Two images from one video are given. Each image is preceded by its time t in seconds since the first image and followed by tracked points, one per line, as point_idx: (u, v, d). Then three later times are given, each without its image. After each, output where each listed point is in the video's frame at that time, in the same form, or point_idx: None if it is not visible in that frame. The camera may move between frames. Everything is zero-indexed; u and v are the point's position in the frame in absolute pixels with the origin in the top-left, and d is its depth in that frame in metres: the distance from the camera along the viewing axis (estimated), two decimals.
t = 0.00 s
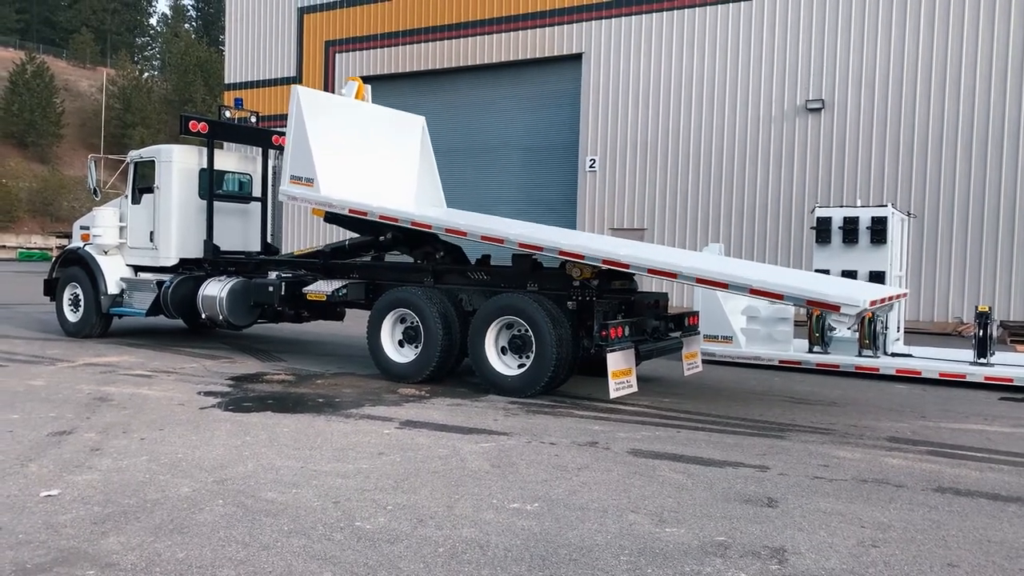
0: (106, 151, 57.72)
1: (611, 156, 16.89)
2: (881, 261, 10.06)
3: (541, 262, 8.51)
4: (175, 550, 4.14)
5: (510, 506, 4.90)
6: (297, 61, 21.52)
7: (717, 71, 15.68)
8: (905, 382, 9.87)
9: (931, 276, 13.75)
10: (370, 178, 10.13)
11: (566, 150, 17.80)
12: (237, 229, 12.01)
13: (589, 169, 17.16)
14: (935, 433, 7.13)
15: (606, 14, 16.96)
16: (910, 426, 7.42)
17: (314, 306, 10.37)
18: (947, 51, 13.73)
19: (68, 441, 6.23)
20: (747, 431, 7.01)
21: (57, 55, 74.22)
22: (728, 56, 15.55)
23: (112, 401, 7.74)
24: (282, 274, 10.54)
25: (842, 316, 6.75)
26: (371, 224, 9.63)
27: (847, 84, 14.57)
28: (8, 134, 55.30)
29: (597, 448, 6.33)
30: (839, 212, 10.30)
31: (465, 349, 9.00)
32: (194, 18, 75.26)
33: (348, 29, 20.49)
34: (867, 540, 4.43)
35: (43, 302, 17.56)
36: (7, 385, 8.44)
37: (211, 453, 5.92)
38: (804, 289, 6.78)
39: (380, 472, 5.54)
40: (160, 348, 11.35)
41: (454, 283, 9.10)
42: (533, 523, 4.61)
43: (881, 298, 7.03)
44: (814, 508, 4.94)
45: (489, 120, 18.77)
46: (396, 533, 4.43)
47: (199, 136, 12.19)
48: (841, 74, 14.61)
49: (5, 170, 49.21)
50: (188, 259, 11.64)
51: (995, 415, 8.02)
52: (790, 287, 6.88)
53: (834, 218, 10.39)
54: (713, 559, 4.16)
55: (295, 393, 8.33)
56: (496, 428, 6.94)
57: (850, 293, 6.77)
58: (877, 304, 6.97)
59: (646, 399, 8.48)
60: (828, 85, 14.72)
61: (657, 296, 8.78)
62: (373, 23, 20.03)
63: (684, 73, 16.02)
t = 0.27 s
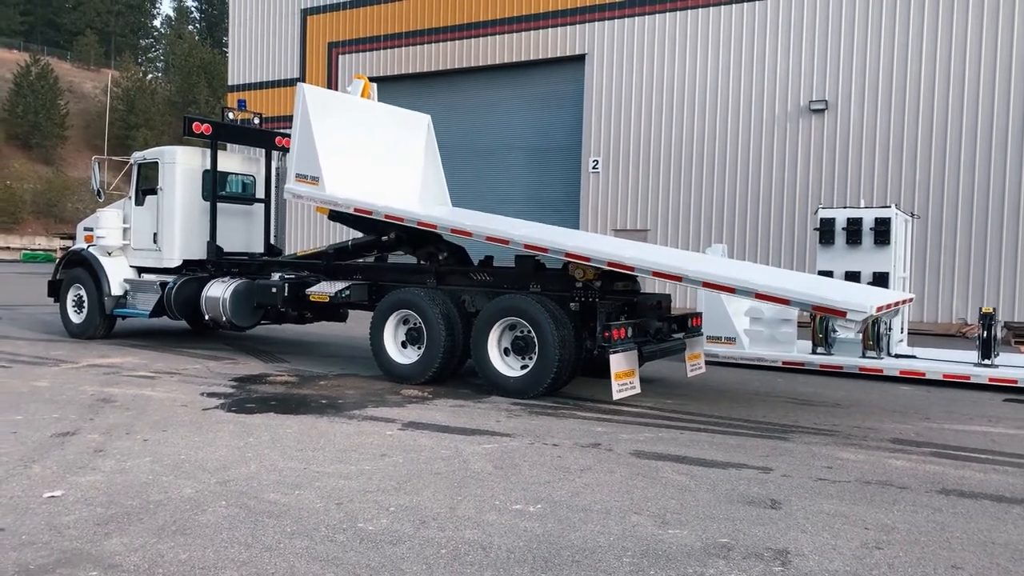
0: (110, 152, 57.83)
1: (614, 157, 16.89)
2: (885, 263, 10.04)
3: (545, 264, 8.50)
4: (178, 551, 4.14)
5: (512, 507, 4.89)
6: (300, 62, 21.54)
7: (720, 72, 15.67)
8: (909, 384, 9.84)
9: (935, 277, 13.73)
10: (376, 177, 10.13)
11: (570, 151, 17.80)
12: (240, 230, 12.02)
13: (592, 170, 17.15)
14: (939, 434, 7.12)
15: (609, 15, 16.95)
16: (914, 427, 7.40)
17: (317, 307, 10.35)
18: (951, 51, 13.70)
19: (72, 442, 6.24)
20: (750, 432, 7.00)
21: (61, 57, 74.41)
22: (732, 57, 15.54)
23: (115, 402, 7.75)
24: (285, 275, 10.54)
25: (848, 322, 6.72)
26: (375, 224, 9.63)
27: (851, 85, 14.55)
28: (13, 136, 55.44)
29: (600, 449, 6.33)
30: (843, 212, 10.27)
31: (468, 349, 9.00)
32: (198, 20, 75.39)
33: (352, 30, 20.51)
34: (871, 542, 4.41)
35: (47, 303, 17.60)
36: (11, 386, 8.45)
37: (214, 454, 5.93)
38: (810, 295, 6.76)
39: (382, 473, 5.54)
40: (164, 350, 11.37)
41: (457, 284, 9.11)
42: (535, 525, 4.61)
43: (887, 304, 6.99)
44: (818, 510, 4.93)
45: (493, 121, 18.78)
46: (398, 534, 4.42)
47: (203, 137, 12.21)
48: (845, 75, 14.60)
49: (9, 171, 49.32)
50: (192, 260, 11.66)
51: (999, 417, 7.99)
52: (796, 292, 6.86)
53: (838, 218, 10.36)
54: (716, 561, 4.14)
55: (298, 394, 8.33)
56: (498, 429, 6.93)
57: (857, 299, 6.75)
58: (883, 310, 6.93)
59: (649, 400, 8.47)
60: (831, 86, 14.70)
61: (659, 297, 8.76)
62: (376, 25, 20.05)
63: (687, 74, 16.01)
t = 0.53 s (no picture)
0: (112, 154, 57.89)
1: (615, 159, 16.88)
2: (886, 263, 10.00)
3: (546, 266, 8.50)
4: (177, 552, 4.13)
5: (513, 509, 4.89)
6: (302, 64, 21.56)
7: (721, 74, 15.66)
8: (910, 385, 9.82)
9: (937, 279, 13.70)
10: (380, 176, 10.12)
11: (571, 153, 17.80)
12: (241, 232, 12.03)
13: (593, 171, 17.15)
14: (941, 436, 7.10)
15: (610, 17, 16.95)
16: (916, 429, 7.38)
17: (318, 308, 10.36)
18: (953, 52, 13.68)
19: (73, 444, 6.23)
20: (751, 434, 6.99)
21: (63, 59, 74.46)
22: (733, 58, 15.54)
23: (116, 403, 7.75)
24: (286, 277, 10.54)
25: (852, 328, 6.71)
26: (378, 227, 9.62)
27: (852, 86, 14.54)
28: (15, 138, 55.51)
29: (601, 451, 6.31)
30: (845, 214, 10.26)
31: (469, 351, 8.99)
32: (200, 22, 75.48)
33: (353, 32, 20.53)
34: (872, 544, 4.40)
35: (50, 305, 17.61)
36: (12, 387, 8.45)
37: (215, 456, 5.92)
38: (814, 300, 6.76)
39: (382, 475, 5.53)
40: (165, 351, 11.36)
41: (457, 285, 9.10)
42: (535, 526, 4.60)
43: (893, 309, 6.98)
44: (819, 512, 4.91)
45: (494, 122, 18.78)
46: (398, 536, 4.42)
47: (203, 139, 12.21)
48: (846, 76, 14.59)
49: (11, 174, 49.39)
50: (193, 262, 11.66)
51: (1001, 418, 7.97)
52: (800, 298, 6.86)
53: (840, 220, 10.35)
54: (717, 563, 4.13)
55: (299, 396, 8.33)
56: (499, 431, 6.93)
57: (862, 304, 6.73)
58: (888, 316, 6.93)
59: (651, 402, 8.46)
60: (833, 87, 14.69)
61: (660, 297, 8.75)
62: (378, 26, 20.06)
63: (688, 75, 16.01)
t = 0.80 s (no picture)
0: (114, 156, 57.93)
1: (616, 160, 16.89)
2: (888, 265, 9.99)
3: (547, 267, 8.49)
4: (178, 554, 4.13)
5: (513, 510, 4.88)
6: (303, 65, 21.57)
7: (723, 75, 15.65)
8: (912, 387, 9.81)
9: (939, 280, 13.68)
10: (384, 175, 10.10)
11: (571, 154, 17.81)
12: (242, 233, 12.04)
13: (595, 172, 17.15)
14: (942, 437, 7.09)
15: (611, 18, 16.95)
16: (918, 430, 7.37)
17: (319, 309, 10.38)
18: (955, 53, 13.67)
19: (74, 445, 6.23)
20: (752, 435, 6.98)
21: (64, 60, 74.48)
22: (734, 60, 15.53)
23: (117, 404, 7.75)
24: (287, 278, 10.55)
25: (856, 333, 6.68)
26: (381, 228, 9.59)
27: (853, 87, 14.53)
28: (16, 139, 55.56)
29: (602, 452, 6.31)
30: (846, 215, 10.25)
31: (469, 352, 8.99)
32: (201, 23, 75.54)
33: (354, 33, 20.54)
34: (874, 546, 4.39)
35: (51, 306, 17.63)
36: (13, 389, 8.46)
37: (216, 457, 5.92)
38: (818, 306, 6.74)
39: (383, 476, 5.53)
40: (166, 352, 11.37)
41: (458, 286, 9.10)
42: (536, 528, 4.59)
43: (897, 315, 6.96)
44: (820, 513, 4.91)
45: (495, 124, 18.80)
46: (399, 537, 4.41)
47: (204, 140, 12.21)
48: (847, 77, 14.58)
49: (13, 175, 49.44)
50: (194, 263, 11.67)
51: (1003, 420, 7.96)
52: (804, 303, 6.84)
53: (841, 221, 10.34)
54: (718, 564, 4.13)
55: (300, 397, 8.32)
56: (499, 432, 6.92)
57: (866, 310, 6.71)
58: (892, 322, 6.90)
59: (652, 403, 8.46)
60: (834, 88, 14.68)
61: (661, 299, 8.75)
62: (379, 28, 20.07)
63: (689, 77, 16.01)
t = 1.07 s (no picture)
0: (115, 157, 57.96)
1: (617, 161, 16.89)
2: (889, 266, 9.99)
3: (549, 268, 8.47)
4: (180, 555, 4.13)
5: (514, 511, 4.88)
6: (304, 67, 21.59)
7: (724, 76, 15.66)
8: (913, 388, 9.80)
9: (940, 281, 13.67)
10: (387, 174, 10.10)
11: (572, 156, 17.84)
12: (244, 234, 12.04)
13: (596, 174, 17.16)
14: (944, 439, 7.08)
15: (612, 19, 16.96)
16: (919, 431, 7.37)
17: (320, 311, 10.40)
18: (956, 53, 13.67)
19: (75, 447, 6.23)
20: (754, 436, 6.98)
21: (66, 62, 74.52)
22: (735, 61, 15.54)
23: (118, 406, 7.75)
24: (289, 280, 10.57)
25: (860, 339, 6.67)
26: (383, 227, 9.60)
27: (854, 88, 14.53)
28: (18, 141, 55.61)
29: (604, 453, 6.31)
30: (847, 216, 10.25)
31: (471, 353, 8.99)
32: (202, 25, 75.58)
33: (355, 35, 20.56)
34: (876, 547, 4.39)
35: (52, 307, 17.64)
36: (15, 390, 8.46)
37: (218, 458, 5.93)
38: (821, 311, 6.74)
39: (384, 477, 5.53)
40: (167, 353, 11.37)
41: (460, 287, 9.10)
42: (538, 529, 4.59)
43: (901, 321, 6.96)
44: (822, 515, 4.91)
45: (496, 125, 18.82)
46: (401, 538, 4.41)
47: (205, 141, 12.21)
48: (848, 78, 14.57)
49: (14, 176, 49.47)
50: (195, 264, 11.67)
51: (1004, 421, 7.96)
52: (808, 308, 6.84)
53: (842, 222, 10.33)
54: (719, 566, 4.12)
55: (301, 398, 8.32)
56: (501, 433, 6.92)
57: (870, 315, 6.71)
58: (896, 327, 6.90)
59: (653, 404, 8.45)
60: (835, 90, 14.67)
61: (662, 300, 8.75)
62: (380, 29, 20.08)
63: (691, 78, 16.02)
